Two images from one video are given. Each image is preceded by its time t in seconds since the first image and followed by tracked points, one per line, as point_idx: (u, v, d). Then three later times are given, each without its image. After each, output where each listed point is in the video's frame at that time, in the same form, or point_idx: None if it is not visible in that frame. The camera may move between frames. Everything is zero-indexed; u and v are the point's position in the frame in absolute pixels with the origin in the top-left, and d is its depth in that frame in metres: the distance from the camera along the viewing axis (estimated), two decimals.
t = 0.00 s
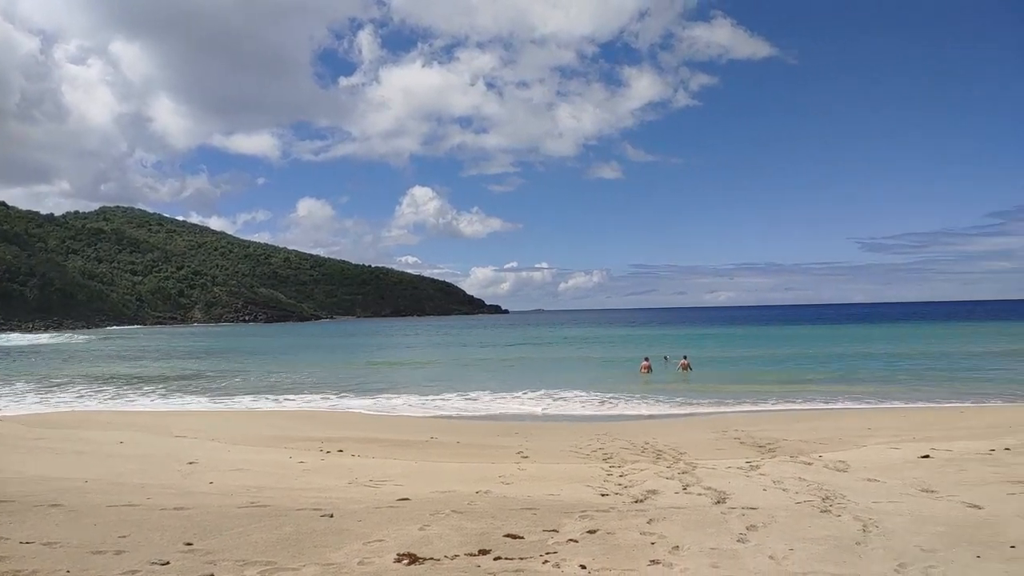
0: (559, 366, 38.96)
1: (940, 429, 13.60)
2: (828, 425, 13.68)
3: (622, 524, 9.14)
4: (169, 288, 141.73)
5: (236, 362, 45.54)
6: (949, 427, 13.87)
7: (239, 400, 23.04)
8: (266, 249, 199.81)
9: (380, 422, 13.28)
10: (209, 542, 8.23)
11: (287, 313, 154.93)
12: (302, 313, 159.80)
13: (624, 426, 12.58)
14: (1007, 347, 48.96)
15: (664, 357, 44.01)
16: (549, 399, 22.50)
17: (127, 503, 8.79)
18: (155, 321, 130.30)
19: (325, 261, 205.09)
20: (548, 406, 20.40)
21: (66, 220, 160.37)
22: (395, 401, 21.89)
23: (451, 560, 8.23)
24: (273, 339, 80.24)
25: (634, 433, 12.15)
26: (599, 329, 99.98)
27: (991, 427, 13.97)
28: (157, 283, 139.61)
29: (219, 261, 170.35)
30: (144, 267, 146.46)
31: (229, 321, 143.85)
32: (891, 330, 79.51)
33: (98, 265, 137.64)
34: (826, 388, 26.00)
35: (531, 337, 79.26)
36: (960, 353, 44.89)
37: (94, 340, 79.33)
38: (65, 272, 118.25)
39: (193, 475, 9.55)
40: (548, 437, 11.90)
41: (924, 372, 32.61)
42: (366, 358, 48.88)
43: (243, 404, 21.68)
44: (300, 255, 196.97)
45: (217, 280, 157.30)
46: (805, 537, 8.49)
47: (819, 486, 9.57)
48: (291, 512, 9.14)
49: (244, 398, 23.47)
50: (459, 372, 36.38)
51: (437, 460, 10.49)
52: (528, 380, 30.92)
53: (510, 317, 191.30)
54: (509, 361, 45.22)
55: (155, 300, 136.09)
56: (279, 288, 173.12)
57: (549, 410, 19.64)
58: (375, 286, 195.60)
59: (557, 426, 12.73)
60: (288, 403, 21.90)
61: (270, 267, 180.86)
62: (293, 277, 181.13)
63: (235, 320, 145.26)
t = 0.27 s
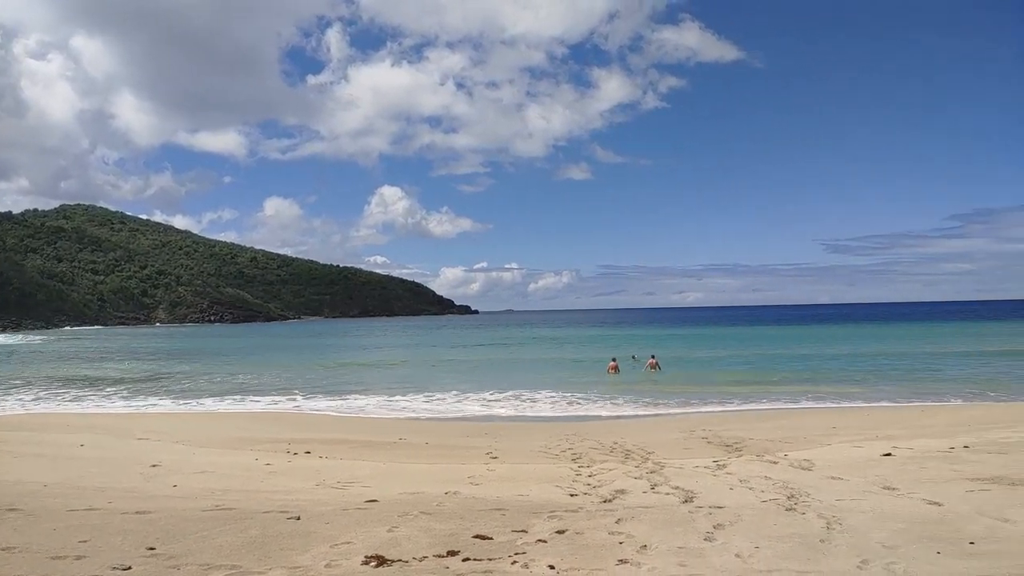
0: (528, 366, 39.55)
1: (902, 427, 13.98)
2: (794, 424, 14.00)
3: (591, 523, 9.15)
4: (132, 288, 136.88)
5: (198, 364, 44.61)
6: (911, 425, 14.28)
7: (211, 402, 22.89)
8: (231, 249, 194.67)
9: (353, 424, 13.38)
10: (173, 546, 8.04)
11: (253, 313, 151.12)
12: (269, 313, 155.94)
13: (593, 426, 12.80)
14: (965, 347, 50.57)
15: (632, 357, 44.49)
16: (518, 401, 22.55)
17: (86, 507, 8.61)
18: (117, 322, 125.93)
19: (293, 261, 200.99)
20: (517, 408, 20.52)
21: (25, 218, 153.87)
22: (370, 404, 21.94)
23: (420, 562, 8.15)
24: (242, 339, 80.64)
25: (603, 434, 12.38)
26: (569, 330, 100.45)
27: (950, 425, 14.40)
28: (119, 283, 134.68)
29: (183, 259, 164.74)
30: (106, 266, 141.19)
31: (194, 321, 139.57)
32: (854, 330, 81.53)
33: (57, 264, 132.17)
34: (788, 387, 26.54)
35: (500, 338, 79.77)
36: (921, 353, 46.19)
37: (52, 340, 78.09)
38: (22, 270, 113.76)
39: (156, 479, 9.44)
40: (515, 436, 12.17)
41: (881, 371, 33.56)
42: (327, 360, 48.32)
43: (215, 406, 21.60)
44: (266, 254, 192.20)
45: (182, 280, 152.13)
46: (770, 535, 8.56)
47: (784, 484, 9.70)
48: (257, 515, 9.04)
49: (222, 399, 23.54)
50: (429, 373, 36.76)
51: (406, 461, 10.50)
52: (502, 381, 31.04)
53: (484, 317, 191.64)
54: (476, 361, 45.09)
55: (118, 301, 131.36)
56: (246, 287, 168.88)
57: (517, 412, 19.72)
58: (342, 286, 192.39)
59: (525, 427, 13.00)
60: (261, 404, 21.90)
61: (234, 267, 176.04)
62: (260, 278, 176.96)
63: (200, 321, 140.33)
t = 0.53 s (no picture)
0: (501, 366, 39.72)
1: (871, 425, 14.26)
2: (767, 423, 14.21)
3: (564, 522, 9.14)
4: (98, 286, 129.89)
5: (164, 365, 43.33)
6: (879, 423, 14.57)
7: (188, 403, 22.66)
8: (202, 245, 186.76)
9: (328, 426, 13.44)
10: (139, 549, 7.88)
11: (224, 313, 144.64)
12: (240, 312, 149.64)
13: (568, 426, 13.01)
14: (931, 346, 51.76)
15: (605, 356, 44.64)
16: (493, 401, 22.45)
17: (51, 510, 8.45)
18: (82, 322, 120.12)
19: (265, 260, 194.23)
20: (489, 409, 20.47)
21: None
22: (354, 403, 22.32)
23: (392, 563, 8.04)
24: (211, 339, 79.37)
25: (578, 434, 12.60)
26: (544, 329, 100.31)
27: (916, 422, 14.72)
28: (85, 282, 127.97)
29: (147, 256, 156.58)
30: (70, 263, 133.68)
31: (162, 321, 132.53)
32: (823, 329, 83.01)
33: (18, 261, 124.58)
34: (758, 386, 26.83)
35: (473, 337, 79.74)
36: (889, 351, 47.15)
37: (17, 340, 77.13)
38: None
39: (124, 481, 9.32)
40: (488, 436, 12.47)
41: (848, 370, 34.17)
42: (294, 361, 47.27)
43: (193, 408, 21.44)
44: (237, 252, 184.70)
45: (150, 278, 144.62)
46: (741, 533, 8.61)
47: (755, 483, 9.81)
48: (227, 516, 8.93)
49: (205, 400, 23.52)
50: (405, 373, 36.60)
51: (379, 463, 10.49)
52: (481, 381, 30.99)
53: (463, 317, 191.01)
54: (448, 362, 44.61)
55: (84, 300, 124.75)
56: (215, 285, 161.47)
57: (490, 412, 19.63)
58: (315, 285, 185.60)
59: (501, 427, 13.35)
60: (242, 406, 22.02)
61: (201, 265, 168.25)
62: (230, 276, 169.60)
63: (168, 321, 133.28)
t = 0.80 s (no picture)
0: (478, 366, 39.93)
1: (843, 424, 14.51)
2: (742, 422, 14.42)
3: (541, 522, 9.14)
4: (68, 285, 125.35)
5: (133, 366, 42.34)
6: (851, 421, 14.83)
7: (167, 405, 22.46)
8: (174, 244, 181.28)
9: (306, 428, 13.50)
10: (109, 552, 7.72)
11: (198, 312, 141.70)
12: (214, 312, 146.16)
13: (545, 426, 13.22)
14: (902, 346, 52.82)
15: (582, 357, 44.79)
16: (470, 402, 22.41)
17: (20, 513, 8.30)
18: (51, 322, 117.00)
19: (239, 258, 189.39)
20: (464, 409, 20.42)
21: None
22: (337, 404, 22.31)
23: (368, 564, 7.93)
24: (183, 339, 78.52)
25: (556, 434, 12.75)
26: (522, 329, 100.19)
27: (885, 421, 14.98)
28: (55, 280, 123.44)
29: (114, 252, 150.05)
30: (38, 259, 127.52)
31: (134, 321, 129.38)
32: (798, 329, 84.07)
33: None
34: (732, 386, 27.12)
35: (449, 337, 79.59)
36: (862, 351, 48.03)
37: None
38: None
39: (95, 484, 9.18)
40: (466, 436, 12.63)
41: (819, 369, 34.72)
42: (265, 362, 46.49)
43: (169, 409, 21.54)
44: (211, 252, 179.35)
45: (122, 278, 139.60)
46: (716, 531, 8.65)
47: (730, 482, 9.91)
48: (200, 519, 8.83)
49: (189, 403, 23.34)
50: (383, 374, 36.40)
51: (355, 465, 10.46)
52: (461, 381, 30.98)
53: (443, 317, 190.49)
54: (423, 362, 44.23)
55: (54, 300, 121.12)
56: (188, 284, 156.69)
57: (466, 412, 19.59)
58: (290, 285, 182.43)
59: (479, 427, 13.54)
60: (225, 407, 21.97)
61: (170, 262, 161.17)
62: (204, 275, 164.32)
63: (140, 321, 130.28)
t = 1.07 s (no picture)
0: (457, 366, 40.05)
1: (818, 422, 14.74)
2: (719, 422, 14.61)
3: (520, 522, 9.13)
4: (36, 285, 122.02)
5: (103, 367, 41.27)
6: (826, 420, 15.06)
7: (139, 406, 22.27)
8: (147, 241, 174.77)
9: (287, 427, 13.60)
10: (80, 555, 7.60)
11: (172, 312, 138.85)
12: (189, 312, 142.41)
13: (524, 426, 13.44)
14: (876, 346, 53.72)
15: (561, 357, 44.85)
16: (449, 403, 22.33)
17: None
18: (19, 322, 115.04)
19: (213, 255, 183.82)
20: (440, 410, 20.37)
21: None
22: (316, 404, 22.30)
23: (345, 565, 7.83)
24: (157, 338, 77.83)
25: (537, 434, 12.75)
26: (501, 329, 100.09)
27: (860, 419, 15.18)
28: (23, 279, 119.61)
29: (84, 248, 144.17)
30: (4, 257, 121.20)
31: (106, 321, 126.62)
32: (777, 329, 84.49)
33: None
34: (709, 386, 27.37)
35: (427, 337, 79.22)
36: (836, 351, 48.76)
37: None
38: None
39: (66, 486, 9.06)
40: (447, 438, 12.65)
41: (793, 368, 35.19)
42: (238, 362, 45.68)
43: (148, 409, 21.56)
44: (185, 250, 173.26)
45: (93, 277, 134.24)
46: (693, 529, 8.70)
47: (708, 480, 10.00)
48: (174, 521, 8.73)
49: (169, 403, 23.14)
50: (361, 374, 36.17)
51: (334, 467, 10.34)
52: (442, 382, 30.89)
53: (423, 318, 189.68)
54: (399, 363, 43.77)
55: (21, 299, 118.18)
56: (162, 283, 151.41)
57: (442, 413, 19.57)
58: (267, 285, 179.18)
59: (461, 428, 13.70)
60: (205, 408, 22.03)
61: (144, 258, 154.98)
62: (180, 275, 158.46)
63: (113, 321, 127.43)
